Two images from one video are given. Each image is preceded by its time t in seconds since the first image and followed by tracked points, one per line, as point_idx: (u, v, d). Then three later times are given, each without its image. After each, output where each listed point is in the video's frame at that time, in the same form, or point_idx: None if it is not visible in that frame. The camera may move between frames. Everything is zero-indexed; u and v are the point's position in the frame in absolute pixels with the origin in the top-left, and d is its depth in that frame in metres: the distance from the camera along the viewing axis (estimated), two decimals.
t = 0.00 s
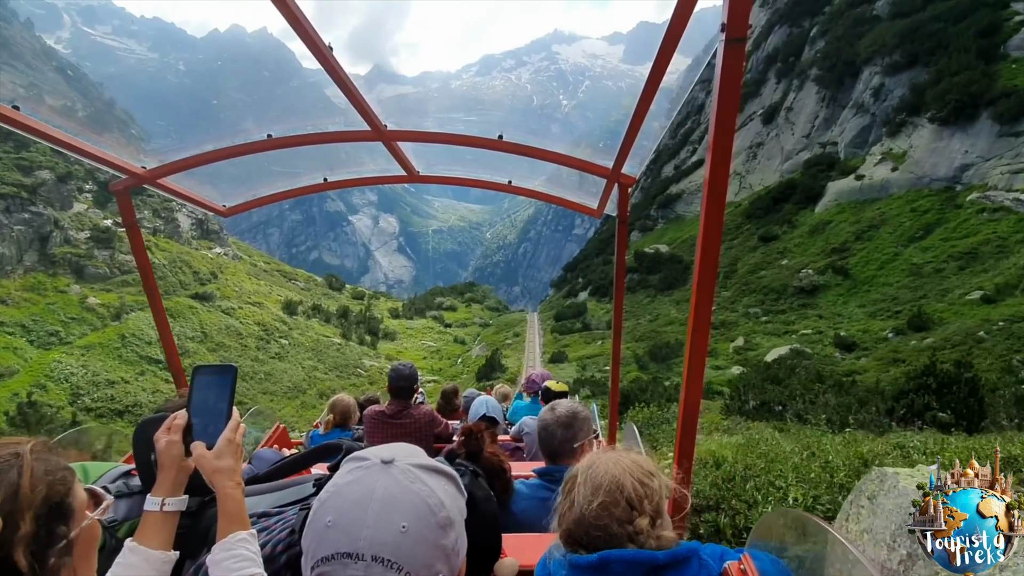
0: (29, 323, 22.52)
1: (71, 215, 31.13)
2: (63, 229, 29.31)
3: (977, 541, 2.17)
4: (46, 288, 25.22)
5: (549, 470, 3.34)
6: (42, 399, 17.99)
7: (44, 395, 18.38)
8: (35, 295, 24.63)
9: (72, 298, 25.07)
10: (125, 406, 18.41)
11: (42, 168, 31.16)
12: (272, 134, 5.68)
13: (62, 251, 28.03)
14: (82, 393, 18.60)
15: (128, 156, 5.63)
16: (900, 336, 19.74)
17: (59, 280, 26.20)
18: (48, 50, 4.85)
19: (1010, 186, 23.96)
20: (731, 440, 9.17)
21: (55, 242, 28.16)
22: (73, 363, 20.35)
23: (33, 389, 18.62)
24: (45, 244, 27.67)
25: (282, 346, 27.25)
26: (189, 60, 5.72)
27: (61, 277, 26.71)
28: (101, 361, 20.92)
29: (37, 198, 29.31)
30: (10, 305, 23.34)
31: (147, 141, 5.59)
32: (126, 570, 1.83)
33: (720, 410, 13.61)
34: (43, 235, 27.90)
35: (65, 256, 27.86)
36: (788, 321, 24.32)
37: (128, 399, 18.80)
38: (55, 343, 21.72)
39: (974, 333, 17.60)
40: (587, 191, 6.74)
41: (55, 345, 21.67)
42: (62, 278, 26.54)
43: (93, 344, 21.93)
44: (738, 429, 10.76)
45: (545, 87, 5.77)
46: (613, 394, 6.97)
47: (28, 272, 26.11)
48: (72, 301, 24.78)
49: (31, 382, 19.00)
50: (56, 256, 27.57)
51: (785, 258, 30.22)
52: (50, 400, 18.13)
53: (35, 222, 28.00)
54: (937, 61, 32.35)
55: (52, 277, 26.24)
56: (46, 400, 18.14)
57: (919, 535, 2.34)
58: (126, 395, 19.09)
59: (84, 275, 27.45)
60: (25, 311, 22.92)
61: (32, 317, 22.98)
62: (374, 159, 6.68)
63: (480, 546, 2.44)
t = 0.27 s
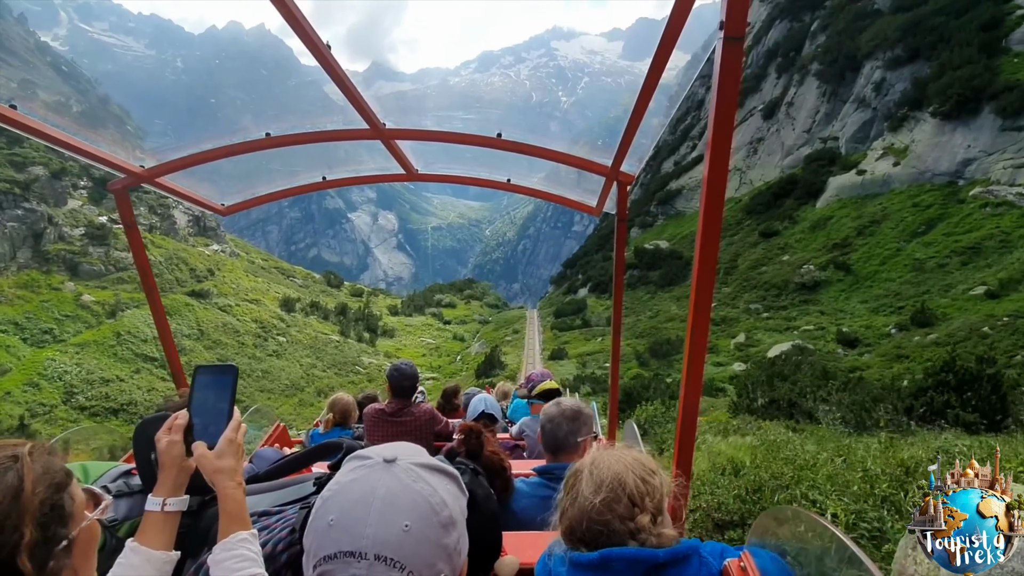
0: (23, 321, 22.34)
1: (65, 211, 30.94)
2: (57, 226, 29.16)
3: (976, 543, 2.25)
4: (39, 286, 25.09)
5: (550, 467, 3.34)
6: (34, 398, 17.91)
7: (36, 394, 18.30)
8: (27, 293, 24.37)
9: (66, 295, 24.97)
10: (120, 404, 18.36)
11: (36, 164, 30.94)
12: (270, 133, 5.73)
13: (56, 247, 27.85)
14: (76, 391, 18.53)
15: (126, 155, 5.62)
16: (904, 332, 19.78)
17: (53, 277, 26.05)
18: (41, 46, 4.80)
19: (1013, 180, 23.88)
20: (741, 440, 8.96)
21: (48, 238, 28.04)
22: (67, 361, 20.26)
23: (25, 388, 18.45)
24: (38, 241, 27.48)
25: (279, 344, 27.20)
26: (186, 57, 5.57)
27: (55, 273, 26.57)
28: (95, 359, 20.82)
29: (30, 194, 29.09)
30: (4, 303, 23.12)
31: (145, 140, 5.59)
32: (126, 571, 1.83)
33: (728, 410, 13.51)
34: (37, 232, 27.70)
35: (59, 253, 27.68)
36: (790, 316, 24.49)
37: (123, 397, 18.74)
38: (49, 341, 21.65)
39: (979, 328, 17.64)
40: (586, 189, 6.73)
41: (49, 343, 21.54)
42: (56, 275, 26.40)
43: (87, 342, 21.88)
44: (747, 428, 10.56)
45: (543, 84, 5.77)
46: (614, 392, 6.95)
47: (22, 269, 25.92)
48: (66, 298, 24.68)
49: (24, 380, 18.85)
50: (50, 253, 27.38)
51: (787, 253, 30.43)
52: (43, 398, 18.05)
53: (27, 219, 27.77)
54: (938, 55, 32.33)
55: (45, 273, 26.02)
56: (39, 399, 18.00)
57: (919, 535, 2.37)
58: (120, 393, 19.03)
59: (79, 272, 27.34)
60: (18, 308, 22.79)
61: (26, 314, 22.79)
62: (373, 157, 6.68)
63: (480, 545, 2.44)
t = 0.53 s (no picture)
0: (17, 316, 22.18)
1: (58, 205, 30.78)
2: (50, 220, 29.00)
3: (978, 541, 3.23)
4: (33, 280, 24.92)
5: (549, 461, 3.33)
6: (27, 394, 17.80)
7: (29, 390, 18.20)
8: (21, 287, 24.17)
9: (60, 290, 24.85)
10: (115, 400, 18.29)
11: (28, 158, 30.71)
12: (266, 127, 5.68)
13: (49, 241, 27.66)
14: (70, 387, 18.44)
15: (121, 149, 5.64)
16: (906, 325, 19.81)
17: (46, 271, 25.88)
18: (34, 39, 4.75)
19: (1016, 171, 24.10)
20: (759, 439, 8.75)
21: (42, 232, 27.88)
22: (61, 357, 20.17)
23: (18, 384, 18.31)
24: (31, 236, 27.28)
25: (276, 339, 27.19)
26: (184, 51, 5.54)
27: (48, 268, 26.40)
28: (89, 355, 20.75)
29: (22, 188, 28.85)
30: None
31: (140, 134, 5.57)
32: (124, 567, 1.81)
33: (734, 403, 13.46)
34: (30, 226, 27.50)
35: (52, 247, 27.49)
36: (791, 309, 24.62)
37: (118, 393, 18.67)
38: (42, 337, 21.54)
39: (983, 321, 17.71)
40: (585, 183, 6.70)
41: (42, 339, 21.42)
42: (49, 269, 26.23)
43: (82, 337, 21.81)
44: (761, 425, 10.36)
45: (542, 76, 5.71)
46: (612, 386, 6.93)
47: (15, 264, 25.73)
48: (60, 294, 24.57)
49: (17, 376, 18.74)
50: (43, 247, 27.20)
51: (788, 245, 30.53)
52: (36, 394, 17.94)
53: (20, 213, 27.52)
54: (940, 45, 32.27)
55: (39, 267, 25.81)
56: (31, 395, 17.87)
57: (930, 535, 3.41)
58: (115, 389, 18.96)
59: (72, 267, 27.19)
60: (11, 303, 22.65)
61: (19, 309, 22.62)
62: (370, 151, 6.65)
63: (479, 539, 2.43)
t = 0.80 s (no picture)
0: (11, 311, 22.05)
1: (50, 198, 30.59)
2: (42, 213, 28.80)
3: (977, 542, 2.87)
4: (26, 274, 24.75)
5: (550, 452, 3.32)
6: (21, 389, 17.70)
7: (24, 384, 18.09)
8: (15, 281, 24.02)
9: (53, 283, 24.72)
10: (110, 394, 18.20)
11: (19, 150, 30.45)
12: (263, 121, 5.60)
13: (42, 235, 27.47)
14: (64, 381, 18.36)
15: (116, 144, 5.42)
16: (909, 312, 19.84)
17: (39, 264, 25.68)
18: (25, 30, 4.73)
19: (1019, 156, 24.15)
20: (779, 435, 8.43)
21: (34, 225, 27.68)
22: (56, 351, 20.09)
23: (12, 378, 18.19)
24: (24, 229, 27.09)
25: (275, 331, 27.21)
26: (178, 43, 5.68)
27: (42, 262, 26.21)
28: (84, 349, 20.68)
29: (14, 181, 28.61)
30: None
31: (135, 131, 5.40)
32: (130, 563, 1.81)
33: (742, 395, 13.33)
34: (23, 219, 27.30)
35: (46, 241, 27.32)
36: (792, 297, 24.70)
37: (113, 387, 18.60)
38: (36, 330, 21.40)
39: (987, 308, 17.36)
40: (584, 174, 6.66)
41: (37, 333, 21.34)
42: (42, 263, 26.04)
43: (77, 331, 21.74)
44: (777, 419, 10.06)
45: (540, 65, 5.65)
46: (612, 378, 6.92)
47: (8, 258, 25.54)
48: (53, 287, 24.43)
49: (11, 370, 18.63)
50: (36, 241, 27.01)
51: (789, 233, 30.54)
52: (30, 389, 17.83)
53: (12, 206, 27.27)
54: (943, 29, 32.35)
55: (32, 261, 25.60)
56: (26, 390, 17.76)
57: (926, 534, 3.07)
58: (110, 382, 18.88)
59: (66, 260, 27.01)
60: (5, 297, 22.50)
61: (13, 303, 22.48)
62: (368, 144, 6.61)
63: (479, 529, 2.43)
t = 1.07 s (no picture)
0: (6, 305, 21.95)
1: (45, 191, 30.50)
2: (37, 208, 28.72)
3: (977, 541, 3.07)
4: (21, 268, 24.64)
5: (552, 445, 3.31)
6: (17, 385, 17.65)
7: (19, 379, 18.06)
8: (11, 276, 23.93)
9: (49, 279, 24.65)
10: (107, 389, 18.22)
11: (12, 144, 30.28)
12: (262, 116, 5.55)
13: (37, 229, 27.36)
14: (60, 376, 18.34)
15: (116, 141, 5.42)
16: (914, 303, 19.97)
17: (34, 259, 25.58)
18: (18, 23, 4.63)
19: None
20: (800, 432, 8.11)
21: (30, 220, 27.59)
22: (51, 346, 20.03)
23: (8, 374, 18.12)
24: (18, 223, 26.96)
25: (274, 325, 27.25)
26: (174, 34, 5.62)
27: (37, 256, 26.10)
28: (79, 344, 20.64)
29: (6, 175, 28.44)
30: None
31: (134, 127, 5.39)
32: (131, 558, 1.80)
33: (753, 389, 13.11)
34: (17, 214, 27.16)
35: (41, 235, 27.21)
36: (795, 288, 24.87)
37: (110, 382, 18.61)
38: (32, 326, 21.37)
39: (992, 298, 17.79)
40: (583, 168, 6.62)
41: (32, 328, 21.27)
42: (38, 258, 25.94)
43: (73, 326, 21.70)
44: (793, 413, 9.81)
45: (539, 56, 5.60)
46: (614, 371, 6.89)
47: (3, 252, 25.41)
48: (49, 282, 24.37)
49: (7, 366, 18.57)
50: (31, 235, 26.88)
51: (791, 224, 30.80)
52: (26, 385, 17.79)
53: (6, 200, 27.11)
54: (949, 15, 32.89)
55: (27, 256, 25.50)
56: (22, 385, 17.73)
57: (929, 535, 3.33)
58: (107, 377, 18.90)
59: (61, 255, 26.93)
60: None
61: (8, 298, 22.39)
62: (367, 139, 6.57)
63: (479, 523, 2.41)
